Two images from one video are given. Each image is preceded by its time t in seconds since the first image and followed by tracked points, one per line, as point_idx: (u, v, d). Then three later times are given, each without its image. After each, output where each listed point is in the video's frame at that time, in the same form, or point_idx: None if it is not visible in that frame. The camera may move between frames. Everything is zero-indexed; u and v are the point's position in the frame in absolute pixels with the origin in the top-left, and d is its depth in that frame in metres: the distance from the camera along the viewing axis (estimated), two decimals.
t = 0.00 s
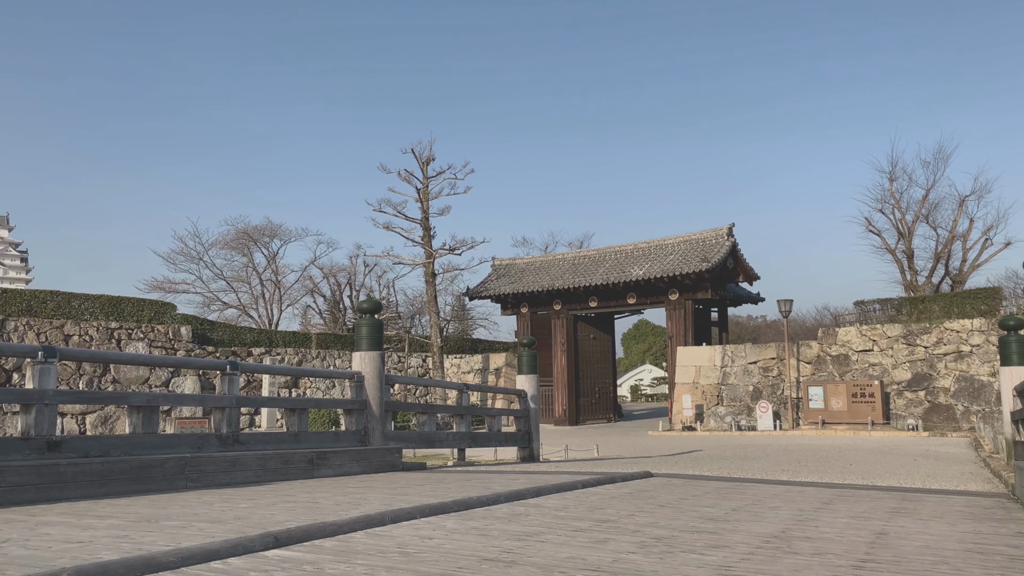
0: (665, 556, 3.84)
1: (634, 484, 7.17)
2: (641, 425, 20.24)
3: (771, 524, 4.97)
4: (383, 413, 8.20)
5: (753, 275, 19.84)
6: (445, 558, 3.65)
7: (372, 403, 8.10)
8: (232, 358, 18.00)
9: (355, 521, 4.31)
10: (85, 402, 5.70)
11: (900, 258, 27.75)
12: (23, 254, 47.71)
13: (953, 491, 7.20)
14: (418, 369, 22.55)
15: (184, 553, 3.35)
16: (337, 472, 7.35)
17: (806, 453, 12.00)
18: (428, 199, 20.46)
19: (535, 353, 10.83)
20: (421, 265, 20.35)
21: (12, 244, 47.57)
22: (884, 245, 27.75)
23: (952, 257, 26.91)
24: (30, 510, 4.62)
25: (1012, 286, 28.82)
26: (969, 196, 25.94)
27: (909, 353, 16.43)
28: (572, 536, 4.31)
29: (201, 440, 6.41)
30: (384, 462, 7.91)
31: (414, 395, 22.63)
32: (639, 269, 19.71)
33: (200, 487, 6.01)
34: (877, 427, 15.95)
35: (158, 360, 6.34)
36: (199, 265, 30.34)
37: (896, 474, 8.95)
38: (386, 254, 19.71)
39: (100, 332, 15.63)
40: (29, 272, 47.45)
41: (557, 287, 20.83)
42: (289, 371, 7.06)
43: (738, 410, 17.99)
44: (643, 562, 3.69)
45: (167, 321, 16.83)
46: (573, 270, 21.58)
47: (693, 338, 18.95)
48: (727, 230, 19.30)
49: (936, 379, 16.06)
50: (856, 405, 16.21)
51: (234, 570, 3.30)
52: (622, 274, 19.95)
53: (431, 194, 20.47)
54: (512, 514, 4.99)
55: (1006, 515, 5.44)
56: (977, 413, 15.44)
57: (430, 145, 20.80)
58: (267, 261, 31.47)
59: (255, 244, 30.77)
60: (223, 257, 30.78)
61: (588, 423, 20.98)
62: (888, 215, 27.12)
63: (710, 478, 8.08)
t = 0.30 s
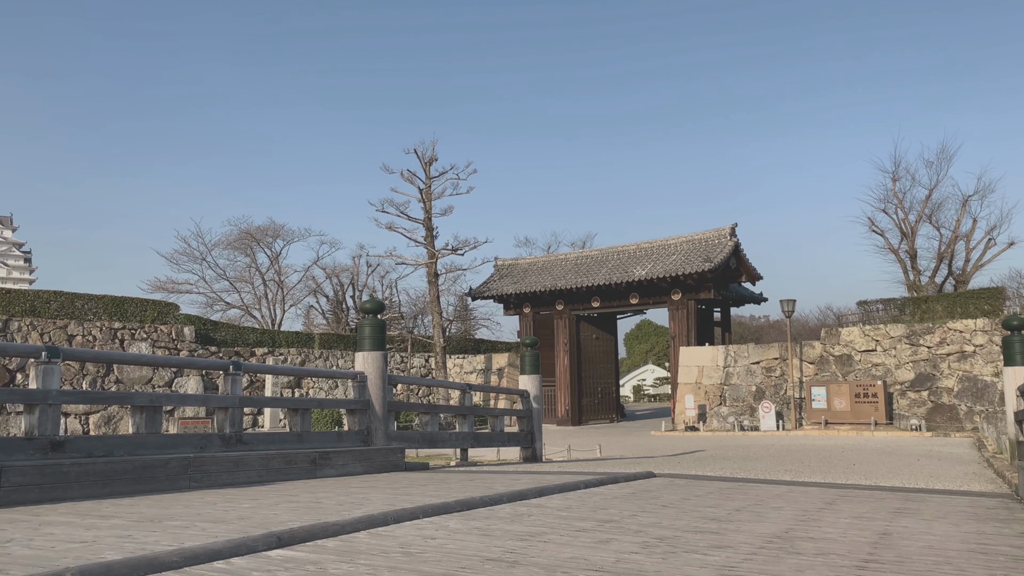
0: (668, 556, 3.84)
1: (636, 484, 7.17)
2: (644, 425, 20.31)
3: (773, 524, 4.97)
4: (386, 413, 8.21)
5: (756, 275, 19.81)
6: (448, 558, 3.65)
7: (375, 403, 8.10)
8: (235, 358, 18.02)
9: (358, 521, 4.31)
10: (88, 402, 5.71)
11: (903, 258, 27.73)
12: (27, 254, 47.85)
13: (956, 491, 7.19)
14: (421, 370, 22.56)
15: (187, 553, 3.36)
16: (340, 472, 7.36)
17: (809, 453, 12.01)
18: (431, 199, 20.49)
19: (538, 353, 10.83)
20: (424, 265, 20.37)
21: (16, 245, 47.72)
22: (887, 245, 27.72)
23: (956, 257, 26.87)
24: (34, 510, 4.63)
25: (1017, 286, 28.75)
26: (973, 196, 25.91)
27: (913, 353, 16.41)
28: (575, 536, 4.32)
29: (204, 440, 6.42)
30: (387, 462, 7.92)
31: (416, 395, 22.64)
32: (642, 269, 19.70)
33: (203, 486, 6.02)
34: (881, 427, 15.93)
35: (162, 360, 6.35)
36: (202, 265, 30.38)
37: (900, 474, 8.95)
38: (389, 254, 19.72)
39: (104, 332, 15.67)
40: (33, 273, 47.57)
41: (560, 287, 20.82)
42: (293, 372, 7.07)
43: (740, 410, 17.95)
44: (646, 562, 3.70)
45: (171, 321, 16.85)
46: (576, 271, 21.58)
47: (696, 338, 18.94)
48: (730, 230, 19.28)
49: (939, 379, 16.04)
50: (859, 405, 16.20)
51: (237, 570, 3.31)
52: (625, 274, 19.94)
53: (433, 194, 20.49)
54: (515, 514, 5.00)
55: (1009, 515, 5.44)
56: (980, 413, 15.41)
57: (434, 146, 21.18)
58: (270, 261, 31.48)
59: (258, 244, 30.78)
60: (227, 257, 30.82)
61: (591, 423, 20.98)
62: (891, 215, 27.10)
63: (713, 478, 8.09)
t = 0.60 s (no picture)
0: (673, 557, 3.84)
1: (641, 485, 7.16)
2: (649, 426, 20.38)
3: (778, 525, 4.97)
4: (390, 413, 8.20)
5: (760, 275, 19.78)
6: (452, 558, 3.66)
7: (380, 403, 8.11)
8: (240, 358, 18.05)
9: (362, 521, 4.32)
10: (94, 402, 5.73)
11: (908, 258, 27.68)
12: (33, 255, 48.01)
13: (962, 492, 7.19)
14: (425, 370, 22.58)
15: (192, 553, 3.37)
16: (345, 472, 7.36)
17: (814, 453, 12.04)
18: (435, 200, 20.50)
19: (542, 353, 10.82)
20: (428, 266, 20.38)
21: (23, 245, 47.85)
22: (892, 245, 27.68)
23: (961, 257, 26.80)
24: (39, 510, 4.65)
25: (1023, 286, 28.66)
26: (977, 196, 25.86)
27: (918, 353, 16.37)
28: (579, 536, 4.32)
29: (209, 440, 6.44)
30: (391, 462, 7.93)
31: (421, 395, 22.66)
32: (646, 269, 19.68)
33: (208, 487, 6.04)
34: (886, 427, 15.90)
35: (167, 360, 6.36)
36: (207, 265, 30.43)
37: (906, 474, 8.94)
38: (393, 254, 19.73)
39: (109, 332, 15.72)
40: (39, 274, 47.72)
41: (564, 287, 20.82)
42: (298, 372, 7.06)
43: (745, 411, 17.92)
44: (651, 563, 3.70)
45: (176, 321, 16.88)
46: (580, 271, 21.57)
47: (700, 338, 18.92)
48: (735, 230, 19.25)
49: (945, 379, 16.00)
50: (864, 405, 16.17)
51: (242, 570, 3.31)
52: (629, 274, 19.92)
53: (437, 194, 20.50)
54: (519, 515, 5.00)
55: (1014, 516, 5.44)
56: (986, 414, 15.36)
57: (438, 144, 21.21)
58: (275, 261, 31.52)
59: (263, 245, 30.83)
60: (232, 257, 30.87)
61: (596, 424, 20.98)
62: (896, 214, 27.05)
63: (718, 478, 8.09)
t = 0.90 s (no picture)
0: (679, 557, 3.84)
1: (647, 485, 7.16)
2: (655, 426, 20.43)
3: (784, 525, 4.96)
4: (396, 413, 8.23)
5: (766, 275, 19.74)
6: (458, 558, 3.67)
7: (385, 403, 8.13)
8: (247, 358, 18.10)
9: (368, 521, 4.33)
10: (101, 402, 5.76)
11: (915, 257, 27.63)
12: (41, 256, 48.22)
13: (969, 493, 7.17)
14: (430, 370, 22.61)
15: (199, 553, 3.38)
16: (351, 472, 7.38)
17: (820, 453, 12.06)
18: (440, 200, 20.53)
19: (547, 353, 10.82)
20: (434, 266, 20.40)
21: (31, 246, 48.08)
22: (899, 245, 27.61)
23: (968, 257, 26.69)
24: (47, 510, 4.68)
25: None
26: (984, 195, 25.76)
27: (924, 353, 16.32)
28: (585, 536, 4.32)
29: (215, 440, 6.46)
30: (397, 462, 7.94)
31: (426, 395, 22.69)
32: (651, 269, 19.67)
33: (214, 486, 6.06)
34: (892, 427, 15.86)
35: (174, 360, 6.38)
36: (214, 266, 30.53)
37: (912, 474, 8.92)
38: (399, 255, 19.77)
39: (116, 333, 15.79)
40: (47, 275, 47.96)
41: (570, 287, 20.81)
42: (305, 373, 7.08)
43: (751, 411, 17.89)
44: (657, 563, 3.70)
45: (182, 321, 16.93)
46: (585, 271, 21.56)
47: (706, 339, 18.90)
48: (741, 230, 19.22)
49: (952, 379, 15.93)
50: (871, 406, 16.13)
51: (248, 570, 3.33)
52: (634, 274, 19.91)
53: (443, 194, 20.50)
54: (524, 515, 5.01)
55: (1022, 517, 5.41)
56: (993, 414, 15.29)
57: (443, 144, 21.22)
58: (281, 262, 31.59)
59: (269, 245, 30.91)
60: (238, 258, 30.95)
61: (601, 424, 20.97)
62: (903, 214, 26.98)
63: (724, 478, 8.08)
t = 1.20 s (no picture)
0: (686, 558, 3.84)
1: (654, 485, 7.15)
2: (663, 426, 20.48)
3: (792, 526, 4.95)
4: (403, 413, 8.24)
5: (774, 275, 19.69)
6: (465, 558, 3.67)
7: (392, 403, 8.14)
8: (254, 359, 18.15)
9: (375, 521, 4.34)
10: (109, 402, 5.78)
11: (923, 257, 27.53)
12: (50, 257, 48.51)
13: (977, 493, 7.15)
14: (437, 370, 22.66)
15: (207, 553, 3.40)
16: (357, 472, 7.40)
17: (828, 453, 12.09)
18: (447, 200, 20.55)
19: (554, 353, 10.81)
20: (441, 266, 20.43)
21: (40, 248, 48.39)
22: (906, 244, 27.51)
23: (976, 256, 26.57)
24: (57, 510, 4.71)
25: None
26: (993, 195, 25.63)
27: (933, 353, 16.24)
28: (592, 537, 4.32)
29: (223, 440, 6.49)
30: (404, 462, 7.95)
31: (433, 395, 22.72)
32: (658, 269, 19.65)
33: (222, 486, 6.08)
34: (900, 428, 15.81)
35: (181, 360, 6.41)
36: (222, 266, 30.64)
37: (920, 475, 8.90)
38: (406, 255, 19.80)
39: (125, 333, 15.87)
40: (56, 276, 48.26)
41: (576, 287, 20.80)
42: (313, 373, 7.10)
43: (758, 411, 17.83)
44: (664, 563, 3.70)
45: (190, 322, 16.98)
46: (592, 271, 21.55)
47: (713, 339, 18.86)
48: (748, 230, 19.19)
49: (960, 379, 15.86)
50: (879, 406, 16.08)
51: (256, 570, 3.34)
52: (641, 274, 19.89)
53: (450, 195, 20.54)
54: (531, 515, 5.01)
55: None
56: (1002, 415, 15.21)
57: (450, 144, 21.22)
58: (289, 262, 31.67)
59: (277, 246, 31.00)
60: (246, 259, 31.04)
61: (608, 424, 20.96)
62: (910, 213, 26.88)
63: (731, 479, 8.07)
